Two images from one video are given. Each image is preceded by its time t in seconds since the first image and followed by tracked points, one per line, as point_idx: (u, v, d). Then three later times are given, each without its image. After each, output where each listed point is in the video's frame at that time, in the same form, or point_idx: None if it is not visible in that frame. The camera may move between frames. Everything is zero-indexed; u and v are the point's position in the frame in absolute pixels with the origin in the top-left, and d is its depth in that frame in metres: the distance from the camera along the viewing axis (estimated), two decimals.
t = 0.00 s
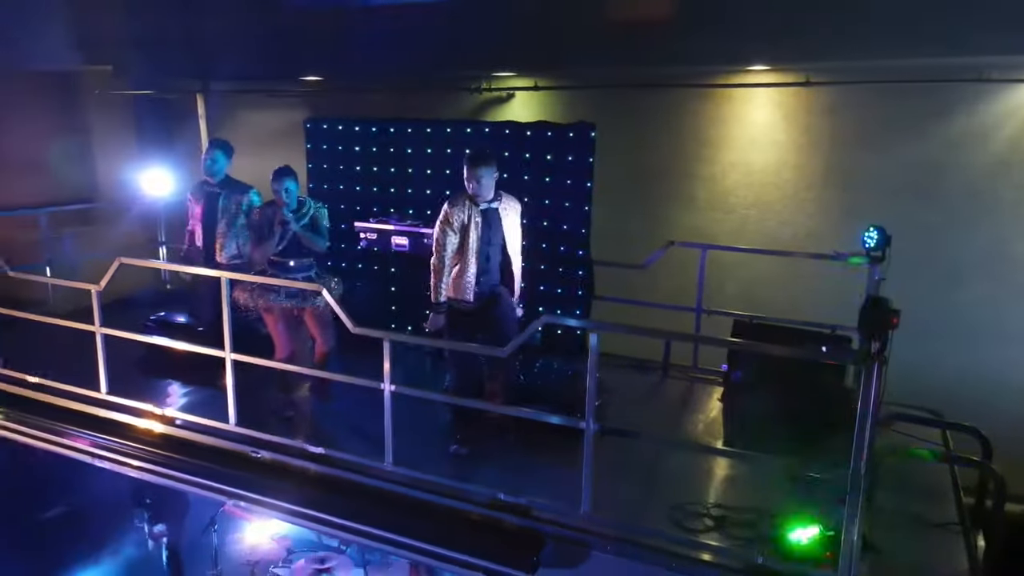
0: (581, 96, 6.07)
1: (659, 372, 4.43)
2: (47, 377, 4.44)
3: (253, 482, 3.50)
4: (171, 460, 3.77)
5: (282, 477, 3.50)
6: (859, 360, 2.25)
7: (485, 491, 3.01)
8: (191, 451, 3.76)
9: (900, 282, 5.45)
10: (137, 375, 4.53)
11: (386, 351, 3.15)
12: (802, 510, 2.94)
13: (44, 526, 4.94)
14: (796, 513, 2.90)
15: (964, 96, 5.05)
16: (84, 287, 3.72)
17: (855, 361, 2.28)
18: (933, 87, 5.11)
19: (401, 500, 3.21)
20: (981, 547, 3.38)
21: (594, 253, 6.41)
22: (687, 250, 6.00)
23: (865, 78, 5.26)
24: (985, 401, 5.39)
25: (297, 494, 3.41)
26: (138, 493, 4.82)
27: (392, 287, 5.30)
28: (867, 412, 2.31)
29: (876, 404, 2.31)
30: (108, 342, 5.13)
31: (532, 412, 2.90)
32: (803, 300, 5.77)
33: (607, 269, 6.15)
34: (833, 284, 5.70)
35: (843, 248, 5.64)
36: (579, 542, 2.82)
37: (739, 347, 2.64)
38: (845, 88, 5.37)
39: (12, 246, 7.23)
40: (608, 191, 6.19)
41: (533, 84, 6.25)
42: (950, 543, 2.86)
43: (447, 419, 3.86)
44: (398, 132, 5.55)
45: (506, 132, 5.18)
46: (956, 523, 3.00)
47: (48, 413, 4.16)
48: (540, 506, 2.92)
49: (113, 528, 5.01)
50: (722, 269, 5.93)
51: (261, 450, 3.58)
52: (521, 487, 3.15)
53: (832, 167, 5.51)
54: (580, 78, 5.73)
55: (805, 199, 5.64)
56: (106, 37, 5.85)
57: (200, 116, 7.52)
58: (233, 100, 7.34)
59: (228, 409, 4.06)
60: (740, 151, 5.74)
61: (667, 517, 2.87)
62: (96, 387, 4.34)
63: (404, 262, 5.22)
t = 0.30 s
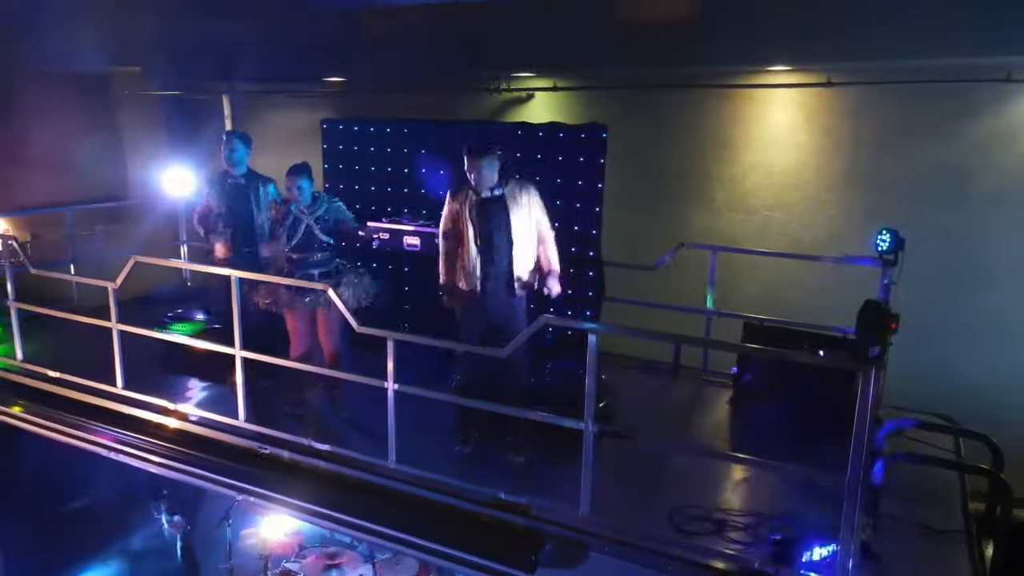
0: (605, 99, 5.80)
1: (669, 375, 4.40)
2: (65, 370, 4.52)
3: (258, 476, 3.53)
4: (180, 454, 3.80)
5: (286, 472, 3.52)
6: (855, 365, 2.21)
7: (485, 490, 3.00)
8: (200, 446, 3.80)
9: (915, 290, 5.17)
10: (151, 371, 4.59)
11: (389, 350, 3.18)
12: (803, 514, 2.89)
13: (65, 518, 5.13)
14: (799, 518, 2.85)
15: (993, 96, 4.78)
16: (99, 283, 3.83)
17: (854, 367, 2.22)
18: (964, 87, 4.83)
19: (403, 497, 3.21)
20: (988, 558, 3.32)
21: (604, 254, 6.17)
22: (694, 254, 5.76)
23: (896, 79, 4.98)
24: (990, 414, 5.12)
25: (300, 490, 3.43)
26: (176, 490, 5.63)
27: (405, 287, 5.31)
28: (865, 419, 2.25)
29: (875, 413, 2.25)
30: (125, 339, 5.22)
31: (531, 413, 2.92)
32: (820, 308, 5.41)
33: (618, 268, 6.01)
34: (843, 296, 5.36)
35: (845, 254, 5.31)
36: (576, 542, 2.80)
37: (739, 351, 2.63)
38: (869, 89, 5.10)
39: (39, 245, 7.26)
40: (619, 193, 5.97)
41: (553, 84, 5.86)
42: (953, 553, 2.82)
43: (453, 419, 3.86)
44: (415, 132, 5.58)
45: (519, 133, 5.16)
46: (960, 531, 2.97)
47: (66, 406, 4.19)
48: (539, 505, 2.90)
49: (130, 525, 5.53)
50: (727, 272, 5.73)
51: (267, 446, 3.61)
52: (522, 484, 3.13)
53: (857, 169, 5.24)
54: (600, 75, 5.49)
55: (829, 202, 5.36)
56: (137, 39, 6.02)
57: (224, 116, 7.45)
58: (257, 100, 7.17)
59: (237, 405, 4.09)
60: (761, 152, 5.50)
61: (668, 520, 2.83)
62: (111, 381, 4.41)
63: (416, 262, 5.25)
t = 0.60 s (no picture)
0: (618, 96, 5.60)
1: (679, 375, 4.40)
2: (85, 362, 4.61)
3: (267, 470, 3.57)
4: (193, 447, 3.86)
5: (293, 466, 3.54)
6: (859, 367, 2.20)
7: (488, 487, 2.99)
8: (211, 440, 3.85)
9: (932, 290, 4.93)
10: (167, 364, 4.67)
11: (396, 347, 3.21)
12: (807, 515, 2.87)
13: (85, 508, 5.24)
14: (803, 519, 2.82)
15: None
16: (118, 279, 3.98)
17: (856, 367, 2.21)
18: (997, 84, 4.56)
19: (406, 492, 3.22)
20: (996, 561, 3.29)
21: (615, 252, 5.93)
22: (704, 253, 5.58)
23: (926, 77, 4.71)
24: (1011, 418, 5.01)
25: (307, 483, 3.45)
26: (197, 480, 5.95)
27: (418, 285, 5.37)
28: (866, 419, 2.23)
29: (875, 413, 2.23)
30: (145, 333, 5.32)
31: (534, 409, 2.91)
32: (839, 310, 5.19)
33: (629, 271, 5.78)
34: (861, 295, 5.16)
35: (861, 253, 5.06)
36: (577, 540, 2.79)
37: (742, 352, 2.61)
38: (894, 88, 4.85)
39: (67, 242, 7.53)
40: (634, 193, 5.74)
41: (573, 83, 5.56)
42: (959, 558, 2.78)
43: (461, 414, 3.86)
44: (442, 131, 5.64)
45: (530, 133, 5.28)
46: (967, 536, 2.93)
47: (84, 399, 4.27)
48: (540, 502, 2.89)
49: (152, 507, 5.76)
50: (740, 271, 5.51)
51: (276, 439, 3.64)
52: (526, 480, 3.13)
53: (883, 172, 4.98)
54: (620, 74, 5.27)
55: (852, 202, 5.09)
56: (164, 40, 6.15)
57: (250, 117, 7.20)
58: (279, 100, 6.96)
59: (248, 398, 4.14)
60: (781, 150, 5.25)
61: (670, 519, 2.81)
62: (128, 373, 4.49)
63: (427, 259, 5.30)
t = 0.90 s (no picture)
0: (632, 94, 5.41)
1: (694, 376, 4.37)
2: (106, 357, 4.70)
3: (278, 463, 3.59)
4: (208, 440, 3.91)
5: (304, 461, 3.57)
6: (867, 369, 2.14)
7: (496, 484, 2.99)
8: (224, 433, 3.88)
9: (952, 294, 4.70)
10: (184, 358, 4.73)
11: (405, 344, 3.21)
12: (815, 517, 2.84)
13: (107, 499, 5.33)
14: (811, 522, 2.78)
15: None
16: (138, 275, 4.05)
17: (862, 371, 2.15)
18: (1021, 83, 4.33)
19: (415, 489, 3.22)
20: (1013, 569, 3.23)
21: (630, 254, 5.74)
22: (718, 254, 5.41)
23: (953, 75, 4.47)
24: None
25: (318, 477, 3.48)
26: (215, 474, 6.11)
27: (433, 284, 5.38)
28: (874, 420, 2.19)
29: (884, 417, 2.19)
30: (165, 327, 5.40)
31: (539, 408, 2.89)
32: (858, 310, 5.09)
33: (641, 273, 5.65)
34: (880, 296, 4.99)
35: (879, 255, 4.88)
36: (582, 538, 2.77)
37: (752, 353, 2.56)
38: (918, 86, 4.60)
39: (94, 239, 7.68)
40: (649, 194, 5.55)
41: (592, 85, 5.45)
42: (973, 566, 2.73)
43: (473, 411, 3.86)
44: (476, 130, 5.75)
45: (545, 132, 5.43)
46: (982, 543, 2.87)
47: (104, 392, 4.32)
48: (547, 501, 2.87)
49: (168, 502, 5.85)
50: (754, 271, 5.33)
51: (288, 434, 3.67)
52: (533, 479, 3.12)
53: (907, 172, 4.72)
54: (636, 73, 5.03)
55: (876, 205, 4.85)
56: (188, 39, 6.24)
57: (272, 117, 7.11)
58: (305, 100, 6.90)
59: (263, 393, 4.18)
60: (803, 150, 5.02)
61: (677, 521, 2.78)
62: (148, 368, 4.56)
63: (441, 259, 5.24)
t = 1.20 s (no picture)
0: (649, 93, 5.35)
1: (709, 379, 4.33)
2: (125, 353, 4.77)
3: (289, 461, 3.62)
4: (223, 437, 3.95)
5: (315, 459, 3.59)
6: (878, 375, 2.10)
7: (503, 486, 2.98)
8: (237, 430, 3.92)
9: (974, 297, 4.59)
10: (201, 356, 4.79)
11: (414, 343, 3.20)
12: (824, 523, 2.80)
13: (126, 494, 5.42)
14: (820, 528, 2.73)
15: None
16: (155, 273, 4.10)
17: (870, 376, 2.10)
18: None
19: (423, 489, 3.23)
20: None
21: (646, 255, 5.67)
22: (734, 253, 5.37)
23: (981, 75, 4.36)
24: None
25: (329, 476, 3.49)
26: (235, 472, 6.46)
27: (449, 283, 5.41)
28: (884, 427, 2.14)
29: (894, 423, 2.14)
30: (184, 326, 5.47)
31: (546, 410, 2.87)
32: (877, 313, 5.01)
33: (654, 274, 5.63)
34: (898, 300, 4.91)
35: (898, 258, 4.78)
36: (588, 541, 2.76)
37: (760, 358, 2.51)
38: (945, 87, 4.50)
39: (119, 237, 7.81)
40: (664, 194, 5.52)
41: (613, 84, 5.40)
42: None
43: (484, 412, 3.85)
44: (493, 130, 5.72)
45: (559, 131, 5.42)
46: (999, 553, 2.81)
47: (124, 388, 4.38)
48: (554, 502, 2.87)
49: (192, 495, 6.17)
50: (771, 273, 5.26)
51: (300, 432, 3.69)
52: (541, 481, 3.10)
53: (933, 175, 4.63)
54: (655, 73, 4.99)
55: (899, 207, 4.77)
56: (214, 41, 6.32)
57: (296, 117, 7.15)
58: (328, 101, 6.94)
59: (277, 391, 4.21)
60: (826, 151, 4.93)
61: (685, 525, 2.75)
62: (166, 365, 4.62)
63: (456, 258, 5.29)
